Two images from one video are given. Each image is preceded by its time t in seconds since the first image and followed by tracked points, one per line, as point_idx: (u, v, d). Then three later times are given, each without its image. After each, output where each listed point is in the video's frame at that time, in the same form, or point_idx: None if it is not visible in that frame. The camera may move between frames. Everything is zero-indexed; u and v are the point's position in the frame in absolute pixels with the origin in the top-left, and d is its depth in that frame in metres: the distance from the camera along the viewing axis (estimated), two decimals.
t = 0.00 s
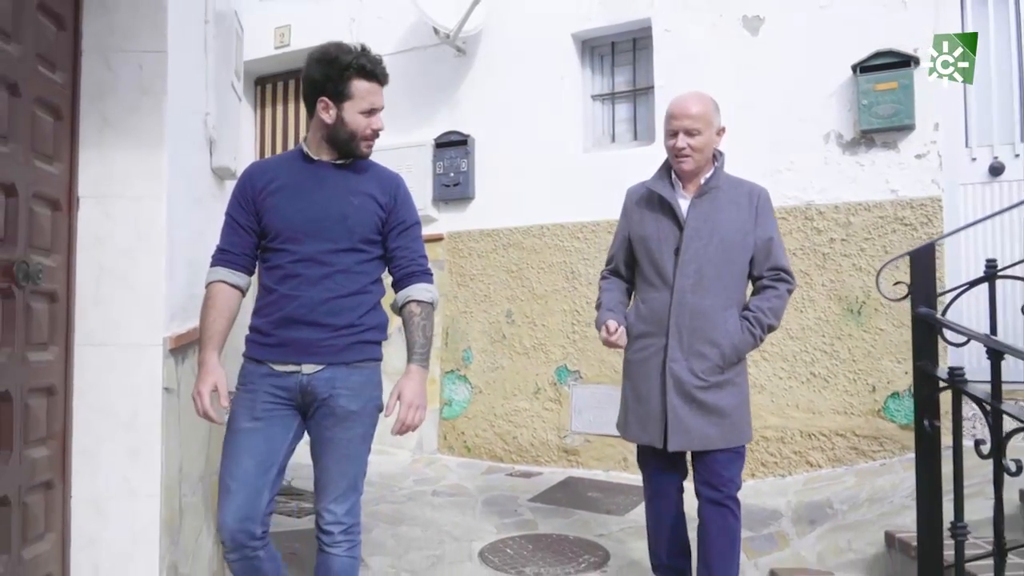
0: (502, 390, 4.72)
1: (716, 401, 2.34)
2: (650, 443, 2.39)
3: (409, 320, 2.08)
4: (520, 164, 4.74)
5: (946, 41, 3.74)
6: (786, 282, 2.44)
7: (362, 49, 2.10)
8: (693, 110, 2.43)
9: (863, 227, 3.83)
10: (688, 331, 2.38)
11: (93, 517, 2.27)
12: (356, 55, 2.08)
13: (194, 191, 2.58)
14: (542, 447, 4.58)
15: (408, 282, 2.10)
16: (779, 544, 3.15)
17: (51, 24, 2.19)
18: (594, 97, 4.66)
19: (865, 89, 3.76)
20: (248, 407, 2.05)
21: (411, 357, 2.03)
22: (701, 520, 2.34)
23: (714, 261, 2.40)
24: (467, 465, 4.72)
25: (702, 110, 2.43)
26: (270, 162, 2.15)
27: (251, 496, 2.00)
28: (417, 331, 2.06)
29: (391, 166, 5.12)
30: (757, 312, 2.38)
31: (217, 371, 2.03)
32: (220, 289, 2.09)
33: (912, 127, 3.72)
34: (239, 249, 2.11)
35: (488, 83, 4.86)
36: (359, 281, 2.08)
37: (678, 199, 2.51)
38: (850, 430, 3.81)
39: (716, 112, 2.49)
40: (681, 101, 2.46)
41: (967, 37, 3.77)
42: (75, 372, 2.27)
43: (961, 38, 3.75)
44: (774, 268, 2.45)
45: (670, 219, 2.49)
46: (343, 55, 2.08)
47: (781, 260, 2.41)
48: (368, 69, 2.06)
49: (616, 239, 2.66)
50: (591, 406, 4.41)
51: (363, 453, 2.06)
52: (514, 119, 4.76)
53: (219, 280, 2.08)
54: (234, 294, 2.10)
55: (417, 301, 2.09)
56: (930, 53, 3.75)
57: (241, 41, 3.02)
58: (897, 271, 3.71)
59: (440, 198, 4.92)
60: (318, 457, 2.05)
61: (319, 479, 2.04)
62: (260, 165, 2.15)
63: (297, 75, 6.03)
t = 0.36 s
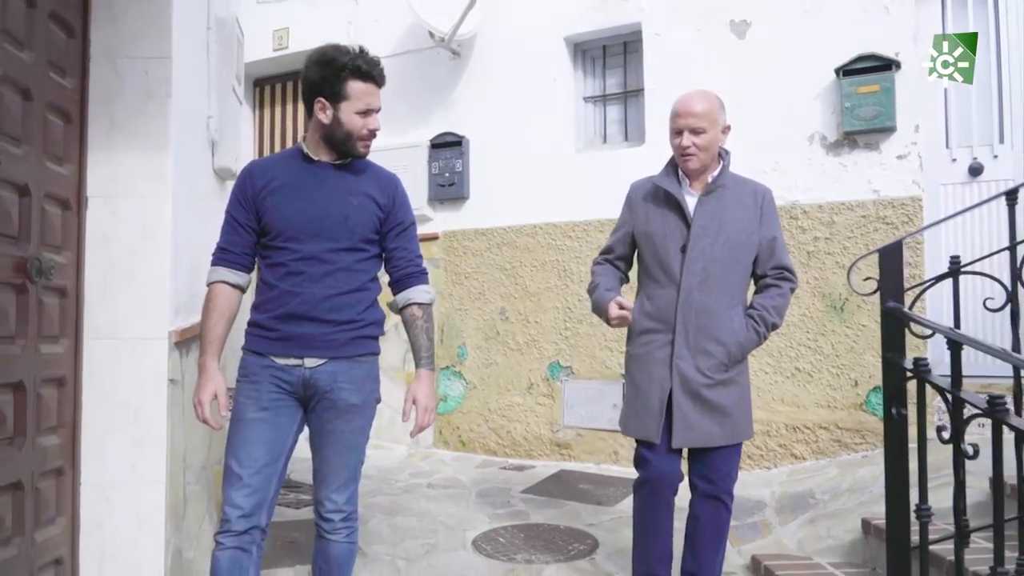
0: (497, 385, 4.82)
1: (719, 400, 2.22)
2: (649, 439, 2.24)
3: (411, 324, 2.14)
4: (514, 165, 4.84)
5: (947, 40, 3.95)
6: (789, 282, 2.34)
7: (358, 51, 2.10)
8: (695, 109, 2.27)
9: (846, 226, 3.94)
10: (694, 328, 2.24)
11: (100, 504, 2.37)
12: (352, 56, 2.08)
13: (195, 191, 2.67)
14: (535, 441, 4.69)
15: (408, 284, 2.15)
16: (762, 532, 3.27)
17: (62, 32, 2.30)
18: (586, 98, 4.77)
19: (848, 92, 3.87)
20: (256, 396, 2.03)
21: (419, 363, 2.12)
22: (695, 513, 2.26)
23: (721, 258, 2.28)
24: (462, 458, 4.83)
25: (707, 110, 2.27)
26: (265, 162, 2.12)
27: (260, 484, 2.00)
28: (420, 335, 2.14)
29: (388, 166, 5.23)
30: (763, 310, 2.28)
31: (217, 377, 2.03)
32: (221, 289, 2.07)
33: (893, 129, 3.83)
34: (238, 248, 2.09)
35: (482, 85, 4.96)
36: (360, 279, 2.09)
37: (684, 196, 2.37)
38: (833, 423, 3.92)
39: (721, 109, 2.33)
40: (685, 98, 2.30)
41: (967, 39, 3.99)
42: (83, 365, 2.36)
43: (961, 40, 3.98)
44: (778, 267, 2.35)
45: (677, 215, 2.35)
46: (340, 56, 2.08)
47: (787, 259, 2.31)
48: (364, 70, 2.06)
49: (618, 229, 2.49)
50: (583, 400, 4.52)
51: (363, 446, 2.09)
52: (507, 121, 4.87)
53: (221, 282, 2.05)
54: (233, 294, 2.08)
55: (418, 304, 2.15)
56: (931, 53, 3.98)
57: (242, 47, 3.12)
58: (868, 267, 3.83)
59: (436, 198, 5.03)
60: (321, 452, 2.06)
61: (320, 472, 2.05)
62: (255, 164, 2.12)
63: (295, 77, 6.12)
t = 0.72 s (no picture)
0: (491, 380, 4.94)
1: (708, 401, 2.21)
2: (643, 438, 2.20)
3: (398, 319, 2.22)
4: (507, 166, 4.96)
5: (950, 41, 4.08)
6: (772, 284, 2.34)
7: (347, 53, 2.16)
8: (676, 115, 2.26)
9: (829, 226, 4.06)
10: (683, 329, 2.22)
11: (109, 489, 2.49)
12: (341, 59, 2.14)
13: (199, 192, 2.78)
14: (528, 435, 4.80)
15: (396, 282, 2.23)
16: (745, 520, 3.40)
17: (73, 40, 2.41)
18: (578, 101, 4.89)
19: (830, 96, 3.99)
20: (258, 395, 2.09)
21: (405, 357, 2.19)
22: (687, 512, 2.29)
23: (708, 261, 2.26)
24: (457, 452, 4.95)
25: (687, 117, 2.26)
26: (256, 164, 2.17)
27: (272, 482, 2.07)
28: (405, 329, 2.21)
29: (384, 167, 5.34)
30: (750, 311, 2.27)
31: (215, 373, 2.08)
32: (214, 289, 2.11)
33: (875, 132, 3.94)
34: (232, 249, 2.14)
35: (477, 88, 5.08)
36: (352, 277, 2.17)
37: (671, 199, 2.33)
38: (816, 416, 4.04)
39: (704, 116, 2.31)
40: (666, 106, 2.30)
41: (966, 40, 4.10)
42: (93, 357, 2.48)
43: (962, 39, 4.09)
44: (762, 269, 2.34)
45: (665, 218, 2.31)
46: (329, 59, 2.14)
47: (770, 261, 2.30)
48: (353, 72, 2.13)
49: (603, 231, 2.43)
50: (576, 395, 4.64)
51: (358, 437, 2.17)
52: (501, 123, 4.99)
53: (214, 281, 2.10)
54: (226, 293, 2.13)
55: (405, 300, 2.23)
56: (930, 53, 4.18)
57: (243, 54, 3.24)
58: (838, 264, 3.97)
59: (431, 198, 5.14)
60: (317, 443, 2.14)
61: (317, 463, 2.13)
62: (246, 167, 2.17)
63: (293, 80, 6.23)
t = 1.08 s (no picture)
0: (487, 375, 5.05)
1: (693, 392, 2.30)
2: (631, 435, 2.28)
3: (387, 309, 2.22)
4: (503, 166, 5.08)
5: (945, 41, 4.16)
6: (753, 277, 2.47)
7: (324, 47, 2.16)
8: (654, 109, 2.37)
9: (816, 223, 4.17)
10: (667, 323, 2.31)
11: (120, 472, 2.60)
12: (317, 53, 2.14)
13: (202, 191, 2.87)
14: (523, 429, 4.92)
15: (383, 273, 2.23)
16: (733, 509, 3.51)
17: (86, 45, 2.52)
18: (572, 102, 5.00)
19: (817, 98, 4.11)
20: (250, 401, 2.11)
21: (395, 347, 2.19)
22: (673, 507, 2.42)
23: (691, 255, 2.36)
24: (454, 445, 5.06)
25: (664, 110, 2.37)
26: (238, 164, 2.18)
27: (272, 482, 2.13)
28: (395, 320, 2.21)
29: (382, 166, 5.45)
30: (733, 304, 2.38)
31: (208, 372, 2.11)
32: (202, 289, 2.13)
33: (860, 132, 4.06)
34: (218, 249, 2.16)
35: (473, 89, 5.20)
36: (339, 273, 2.17)
37: (650, 194, 2.45)
38: (803, 409, 4.15)
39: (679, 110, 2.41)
40: (644, 101, 2.40)
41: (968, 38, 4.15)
42: (106, 348, 2.60)
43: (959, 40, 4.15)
44: (743, 262, 2.46)
45: (646, 214, 2.42)
46: (306, 53, 2.13)
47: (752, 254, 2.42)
48: (331, 65, 2.13)
49: (586, 232, 2.54)
50: (571, 388, 4.75)
51: (349, 434, 2.20)
52: (497, 123, 5.11)
53: (202, 282, 2.12)
54: (214, 293, 2.15)
55: (394, 291, 2.23)
56: (931, 53, 4.23)
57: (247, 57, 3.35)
58: (818, 260, 4.10)
59: (429, 197, 5.26)
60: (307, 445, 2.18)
61: (309, 460, 2.17)
62: (227, 167, 2.18)
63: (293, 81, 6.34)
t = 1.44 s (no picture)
0: (485, 369, 5.15)
1: (677, 381, 2.38)
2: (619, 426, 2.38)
3: (375, 305, 2.20)
4: (501, 163, 5.18)
5: (944, 41, 4.27)
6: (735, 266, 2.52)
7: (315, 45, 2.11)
8: (642, 104, 2.41)
9: (807, 221, 4.28)
10: (649, 314, 2.39)
11: (132, 456, 2.70)
12: (308, 52, 2.09)
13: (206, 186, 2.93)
14: (520, 421, 5.02)
15: (372, 269, 2.21)
16: (724, 497, 3.62)
17: (100, 45, 2.62)
18: (570, 101, 5.10)
19: (807, 97, 4.21)
20: (244, 397, 2.10)
21: (383, 342, 2.17)
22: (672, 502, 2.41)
23: (672, 246, 2.44)
24: (453, 437, 5.16)
25: (652, 105, 2.42)
26: (226, 162, 2.15)
27: (268, 471, 2.14)
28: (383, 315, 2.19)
29: (383, 164, 5.55)
30: (713, 293, 2.44)
31: (193, 369, 2.05)
32: (189, 286, 2.09)
33: (849, 131, 4.16)
34: (206, 247, 2.12)
35: (472, 89, 5.29)
36: (331, 268, 2.15)
37: (630, 188, 2.54)
38: (794, 401, 4.26)
39: (663, 106, 2.46)
40: (629, 94, 2.44)
41: (967, 38, 4.24)
42: (120, 338, 2.70)
43: (959, 39, 4.25)
44: (725, 252, 2.52)
45: (625, 207, 2.51)
46: (296, 52, 2.09)
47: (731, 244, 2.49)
48: (322, 65, 2.08)
49: (568, 229, 2.64)
50: (568, 381, 4.86)
51: (351, 429, 2.15)
52: (495, 122, 5.21)
53: (189, 278, 2.08)
54: (201, 292, 2.12)
55: (382, 287, 2.20)
56: (930, 53, 4.32)
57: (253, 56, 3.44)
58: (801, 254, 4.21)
59: (429, 194, 5.35)
60: (307, 435, 2.13)
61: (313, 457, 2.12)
62: (217, 165, 2.16)
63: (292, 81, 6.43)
